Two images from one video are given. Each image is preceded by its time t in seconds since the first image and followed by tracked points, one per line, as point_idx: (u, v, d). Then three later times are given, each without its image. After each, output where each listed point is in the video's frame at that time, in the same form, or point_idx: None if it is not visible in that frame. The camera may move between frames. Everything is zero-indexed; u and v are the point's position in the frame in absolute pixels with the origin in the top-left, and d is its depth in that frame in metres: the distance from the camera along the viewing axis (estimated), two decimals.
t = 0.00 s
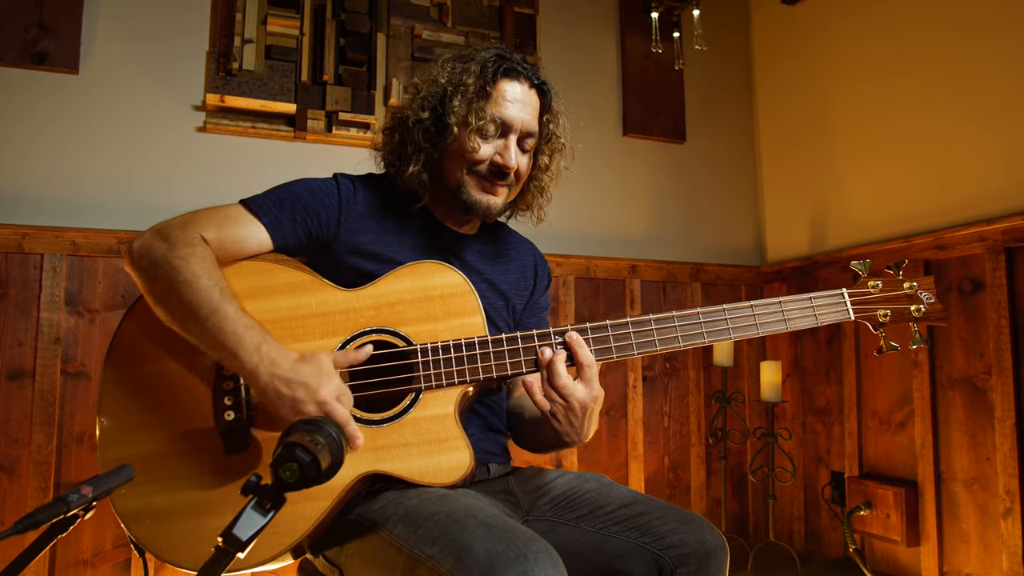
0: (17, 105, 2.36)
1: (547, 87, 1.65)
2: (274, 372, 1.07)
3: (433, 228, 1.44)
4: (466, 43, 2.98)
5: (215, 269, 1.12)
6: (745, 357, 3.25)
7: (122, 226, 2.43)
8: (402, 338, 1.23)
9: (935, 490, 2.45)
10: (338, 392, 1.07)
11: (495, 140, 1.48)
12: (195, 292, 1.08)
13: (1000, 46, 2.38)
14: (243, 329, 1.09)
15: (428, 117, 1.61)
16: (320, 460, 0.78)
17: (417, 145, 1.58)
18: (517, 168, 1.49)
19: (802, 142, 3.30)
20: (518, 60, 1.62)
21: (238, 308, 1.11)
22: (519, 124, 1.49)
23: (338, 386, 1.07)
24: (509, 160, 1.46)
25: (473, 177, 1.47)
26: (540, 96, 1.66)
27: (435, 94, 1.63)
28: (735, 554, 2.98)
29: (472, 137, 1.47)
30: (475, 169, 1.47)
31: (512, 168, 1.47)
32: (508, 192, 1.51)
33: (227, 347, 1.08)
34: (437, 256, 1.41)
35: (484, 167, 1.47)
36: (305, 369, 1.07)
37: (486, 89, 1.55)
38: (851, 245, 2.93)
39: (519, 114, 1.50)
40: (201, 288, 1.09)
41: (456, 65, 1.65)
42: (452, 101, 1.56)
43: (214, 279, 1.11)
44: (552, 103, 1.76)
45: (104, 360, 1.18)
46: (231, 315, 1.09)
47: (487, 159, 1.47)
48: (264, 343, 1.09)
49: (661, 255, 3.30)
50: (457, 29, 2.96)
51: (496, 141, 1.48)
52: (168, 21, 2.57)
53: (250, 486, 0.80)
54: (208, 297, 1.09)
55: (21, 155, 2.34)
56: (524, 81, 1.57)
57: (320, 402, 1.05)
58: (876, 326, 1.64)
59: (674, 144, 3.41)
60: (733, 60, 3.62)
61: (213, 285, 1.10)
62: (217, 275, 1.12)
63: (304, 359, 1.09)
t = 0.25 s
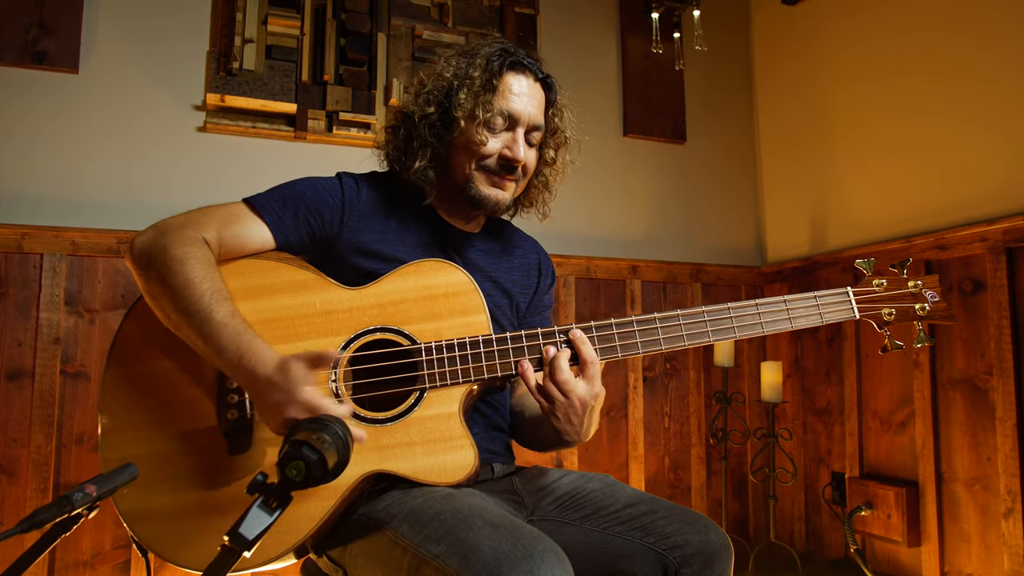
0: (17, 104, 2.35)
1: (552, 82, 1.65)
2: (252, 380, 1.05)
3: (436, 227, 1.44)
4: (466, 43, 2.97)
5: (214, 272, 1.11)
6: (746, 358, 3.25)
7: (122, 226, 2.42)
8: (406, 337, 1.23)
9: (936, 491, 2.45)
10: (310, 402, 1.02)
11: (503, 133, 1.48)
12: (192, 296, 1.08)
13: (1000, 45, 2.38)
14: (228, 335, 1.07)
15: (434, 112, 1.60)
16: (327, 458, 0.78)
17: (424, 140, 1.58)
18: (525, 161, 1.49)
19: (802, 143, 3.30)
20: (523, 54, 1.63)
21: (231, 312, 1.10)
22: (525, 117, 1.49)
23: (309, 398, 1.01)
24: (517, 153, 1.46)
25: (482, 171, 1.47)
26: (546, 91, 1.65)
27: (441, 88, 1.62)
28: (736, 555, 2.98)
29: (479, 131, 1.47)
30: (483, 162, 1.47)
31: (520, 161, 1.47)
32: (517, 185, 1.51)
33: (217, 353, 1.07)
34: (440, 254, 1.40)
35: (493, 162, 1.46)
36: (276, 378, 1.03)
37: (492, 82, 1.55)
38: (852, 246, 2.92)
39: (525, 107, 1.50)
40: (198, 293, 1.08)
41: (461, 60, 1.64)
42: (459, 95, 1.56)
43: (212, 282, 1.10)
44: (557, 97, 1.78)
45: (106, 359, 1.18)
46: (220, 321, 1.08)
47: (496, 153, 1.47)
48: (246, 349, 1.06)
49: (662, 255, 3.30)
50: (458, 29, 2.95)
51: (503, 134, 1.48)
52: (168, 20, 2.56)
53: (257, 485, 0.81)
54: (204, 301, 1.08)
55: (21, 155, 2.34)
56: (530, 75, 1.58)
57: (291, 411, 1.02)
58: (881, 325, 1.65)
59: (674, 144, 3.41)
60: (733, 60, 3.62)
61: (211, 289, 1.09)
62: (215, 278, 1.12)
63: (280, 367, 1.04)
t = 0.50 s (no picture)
0: (12, 103, 2.34)
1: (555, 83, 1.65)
2: (267, 382, 1.06)
3: (435, 226, 1.43)
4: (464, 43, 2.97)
5: (217, 272, 1.11)
6: (742, 358, 3.25)
7: (119, 225, 2.41)
8: (407, 335, 1.22)
9: (933, 490, 2.45)
10: (327, 403, 1.05)
11: (505, 133, 1.48)
12: (196, 296, 1.07)
13: (997, 46, 2.38)
14: (240, 337, 1.08)
15: (437, 110, 1.60)
16: (330, 456, 0.78)
17: (426, 138, 1.57)
18: (526, 162, 1.49)
19: (799, 143, 3.31)
20: (527, 54, 1.62)
21: (239, 314, 1.10)
22: (528, 118, 1.49)
23: (327, 397, 1.05)
24: (519, 154, 1.46)
25: (483, 171, 1.46)
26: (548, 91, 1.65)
27: (445, 86, 1.62)
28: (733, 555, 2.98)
29: (481, 130, 1.46)
30: (484, 162, 1.46)
31: (521, 161, 1.47)
32: (517, 186, 1.50)
33: (225, 355, 1.07)
34: (438, 253, 1.40)
35: (494, 162, 1.46)
36: (296, 379, 1.06)
37: (495, 81, 1.55)
38: (849, 246, 2.93)
39: (527, 107, 1.50)
40: (203, 293, 1.07)
41: (465, 59, 1.65)
42: (462, 93, 1.56)
43: (216, 284, 1.09)
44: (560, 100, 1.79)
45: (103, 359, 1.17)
46: (229, 324, 1.08)
47: (497, 152, 1.46)
48: (260, 352, 1.08)
49: (659, 255, 3.30)
50: (456, 29, 2.95)
51: (505, 134, 1.47)
52: (164, 19, 2.55)
53: (259, 483, 0.82)
54: (210, 302, 1.08)
55: (16, 154, 2.32)
56: (533, 75, 1.58)
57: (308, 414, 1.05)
58: (877, 319, 1.65)
59: (672, 145, 3.41)
60: (730, 60, 3.63)
61: (216, 290, 1.09)
62: (220, 279, 1.11)
63: (297, 368, 1.07)
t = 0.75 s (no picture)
0: (6, 101, 2.32)
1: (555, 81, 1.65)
2: (262, 374, 1.05)
3: (433, 224, 1.43)
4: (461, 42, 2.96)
5: (214, 266, 1.10)
6: (738, 358, 3.26)
7: (115, 224, 2.39)
8: (407, 333, 1.22)
9: (929, 489, 2.46)
10: (327, 392, 1.05)
11: (505, 130, 1.47)
12: (192, 288, 1.06)
13: (995, 46, 2.38)
14: (234, 329, 1.07)
15: (437, 106, 1.60)
16: (333, 453, 0.78)
17: (425, 134, 1.57)
18: (525, 160, 1.49)
19: (795, 143, 3.32)
20: (527, 51, 1.62)
21: (235, 305, 1.09)
22: (528, 115, 1.49)
23: (326, 386, 1.05)
24: (518, 151, 1.46)
25: (483, 168, 1.46)
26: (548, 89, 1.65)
27: (445, 82, 1.62)
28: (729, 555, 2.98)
29: (481, 126, 1.46)
30: (484, 160, 1.46)
31: (520, 159, 1.47)
32: (517, 183, 1.51)
33: (221, 347, 1.07)
34: (438, 251, 1.40)
35: (494, 159, 1.46)
36: (292, 370, 1.05)
37: (495, 78, 1.54)
38: (844, 246, 2.94)
39: (527, 105, 1.50)
40: (199, 285, 1.07)
41: (465, 55, 1.64)
42: (462, 90, 1.55)
43: (212, 275, 1.09)
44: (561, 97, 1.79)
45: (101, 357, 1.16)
46: (225, 315, 1.07)
47: (497, 149, 1.46)
48: (255, 342, 1.07)
49: (655, 255, 3.31)
50: (453, 28, 2.94)
51: (505, 131, 1.47)
52: (160, 17, 2.54)
53: (261, 481, 0.81)
54: (206, 293, 1.07)
55: (10, 152, 2.30)
56: (533, 72, 1.58)
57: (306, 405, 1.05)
58: (877, 317, 1.66)
59: (668, 145, 3.41)
60: (726, 61, 3.64)
61: (212, 282, 1.08)
62: (216, 271, 1.10)
63: (292, 359, 1.06)
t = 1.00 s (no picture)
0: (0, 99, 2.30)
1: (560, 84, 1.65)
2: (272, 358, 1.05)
3: (434, 222, 1.43)
4: (458, 42, 2.95)
5: (213, 257, 1.10)
6: (735, 358, 3.26)
7: (111, 223, 2.38)
8: (407, 331, 1.21)
9: (924, 489, 2.47)
10: (337, 363, 1.05)
11: (508, 134, 1.47)
12: (193, 278, 1.06)
13: (992, 46, 2.39)
14: (240, 314, 1.06)
15: (440, 109, 1.60)
16: (334, 451, 0.78)
17: (428, 137, 1.57)
18: (528, 164, 1.48)
19: (791, 143, 3.33)
20: (532, 55, 1.62)
21: (237, 294, 1.08)
22: (531, 120, 1.49)
23: (334, 359, 1.05)
24: (521, 155, 1.46)
25: (484, 173, 1.46)
26: (552, 92, 1.64)
27: (449, 85, 1.61)
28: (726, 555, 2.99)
29: (484, 131, 1.46)
30: (486, 164, 1.46)
31: (523, 163, 1.46)
32: (518, 188, 1.50)
33: (228, 334, 1.05)
34: (437, 249, 1.40)
35: (496, 163, 1.46)
36: (300, 348, 1.05)
37: (499, 81, 1.54)
38: (841, 246, 2.95)
39: (531, 109, 1.50)
40: (200, 275, 1.06)
41: (470, 58, 1.64)
42: (465, 93, 1.55)
43: (212, 266, 1.08)
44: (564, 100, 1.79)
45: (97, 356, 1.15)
46: (229, 303, 1.06)
47: (499, 154, 1.46)
48: (260, 326, 1.06)
49: (652, 255, 3.31)
50: (450, 28, 2.94)
51: (508, 135, 1.47)
52: (156, 16, 2.53)
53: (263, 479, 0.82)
54: (208, 283, 1.06)
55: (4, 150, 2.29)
56: (538, 76, 1.57)
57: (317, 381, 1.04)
58: (876, 315, 1.66)
59: (665, 145, 3.42)
60: (723, 62, 3.64)
61: (213, 272, 1.08)
62: (216, 263, 1.10)
63: (299, 337, 1.06)
